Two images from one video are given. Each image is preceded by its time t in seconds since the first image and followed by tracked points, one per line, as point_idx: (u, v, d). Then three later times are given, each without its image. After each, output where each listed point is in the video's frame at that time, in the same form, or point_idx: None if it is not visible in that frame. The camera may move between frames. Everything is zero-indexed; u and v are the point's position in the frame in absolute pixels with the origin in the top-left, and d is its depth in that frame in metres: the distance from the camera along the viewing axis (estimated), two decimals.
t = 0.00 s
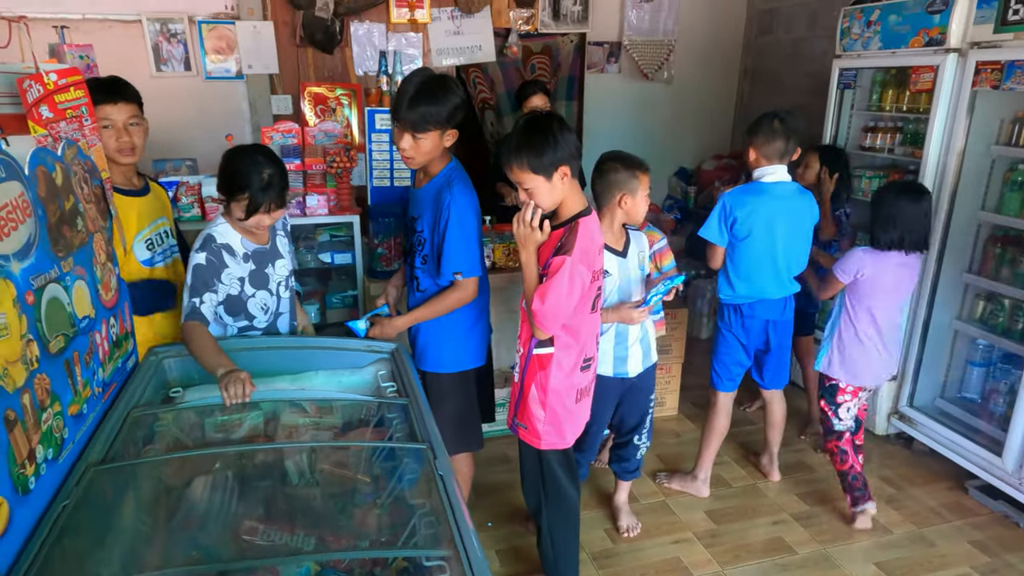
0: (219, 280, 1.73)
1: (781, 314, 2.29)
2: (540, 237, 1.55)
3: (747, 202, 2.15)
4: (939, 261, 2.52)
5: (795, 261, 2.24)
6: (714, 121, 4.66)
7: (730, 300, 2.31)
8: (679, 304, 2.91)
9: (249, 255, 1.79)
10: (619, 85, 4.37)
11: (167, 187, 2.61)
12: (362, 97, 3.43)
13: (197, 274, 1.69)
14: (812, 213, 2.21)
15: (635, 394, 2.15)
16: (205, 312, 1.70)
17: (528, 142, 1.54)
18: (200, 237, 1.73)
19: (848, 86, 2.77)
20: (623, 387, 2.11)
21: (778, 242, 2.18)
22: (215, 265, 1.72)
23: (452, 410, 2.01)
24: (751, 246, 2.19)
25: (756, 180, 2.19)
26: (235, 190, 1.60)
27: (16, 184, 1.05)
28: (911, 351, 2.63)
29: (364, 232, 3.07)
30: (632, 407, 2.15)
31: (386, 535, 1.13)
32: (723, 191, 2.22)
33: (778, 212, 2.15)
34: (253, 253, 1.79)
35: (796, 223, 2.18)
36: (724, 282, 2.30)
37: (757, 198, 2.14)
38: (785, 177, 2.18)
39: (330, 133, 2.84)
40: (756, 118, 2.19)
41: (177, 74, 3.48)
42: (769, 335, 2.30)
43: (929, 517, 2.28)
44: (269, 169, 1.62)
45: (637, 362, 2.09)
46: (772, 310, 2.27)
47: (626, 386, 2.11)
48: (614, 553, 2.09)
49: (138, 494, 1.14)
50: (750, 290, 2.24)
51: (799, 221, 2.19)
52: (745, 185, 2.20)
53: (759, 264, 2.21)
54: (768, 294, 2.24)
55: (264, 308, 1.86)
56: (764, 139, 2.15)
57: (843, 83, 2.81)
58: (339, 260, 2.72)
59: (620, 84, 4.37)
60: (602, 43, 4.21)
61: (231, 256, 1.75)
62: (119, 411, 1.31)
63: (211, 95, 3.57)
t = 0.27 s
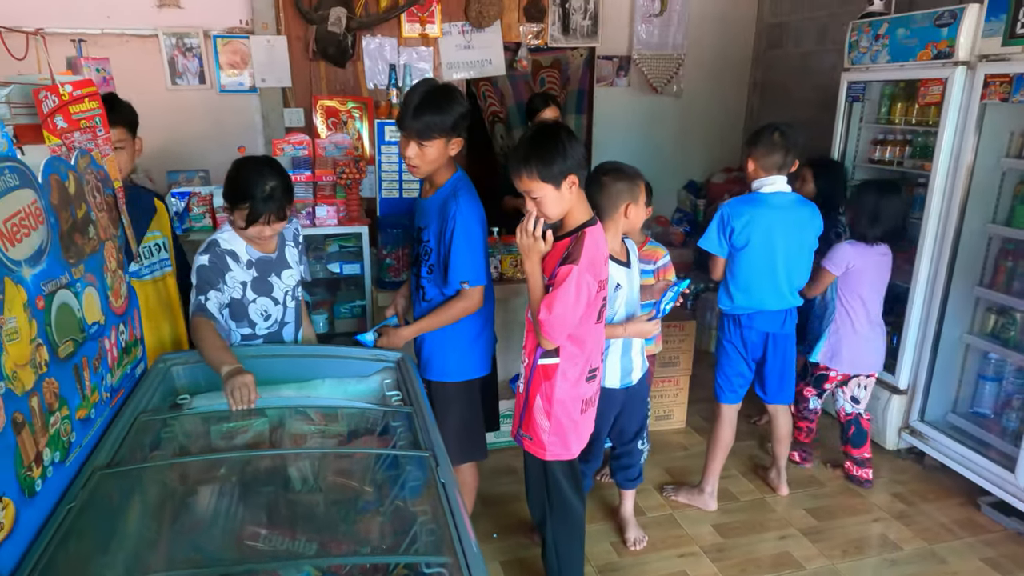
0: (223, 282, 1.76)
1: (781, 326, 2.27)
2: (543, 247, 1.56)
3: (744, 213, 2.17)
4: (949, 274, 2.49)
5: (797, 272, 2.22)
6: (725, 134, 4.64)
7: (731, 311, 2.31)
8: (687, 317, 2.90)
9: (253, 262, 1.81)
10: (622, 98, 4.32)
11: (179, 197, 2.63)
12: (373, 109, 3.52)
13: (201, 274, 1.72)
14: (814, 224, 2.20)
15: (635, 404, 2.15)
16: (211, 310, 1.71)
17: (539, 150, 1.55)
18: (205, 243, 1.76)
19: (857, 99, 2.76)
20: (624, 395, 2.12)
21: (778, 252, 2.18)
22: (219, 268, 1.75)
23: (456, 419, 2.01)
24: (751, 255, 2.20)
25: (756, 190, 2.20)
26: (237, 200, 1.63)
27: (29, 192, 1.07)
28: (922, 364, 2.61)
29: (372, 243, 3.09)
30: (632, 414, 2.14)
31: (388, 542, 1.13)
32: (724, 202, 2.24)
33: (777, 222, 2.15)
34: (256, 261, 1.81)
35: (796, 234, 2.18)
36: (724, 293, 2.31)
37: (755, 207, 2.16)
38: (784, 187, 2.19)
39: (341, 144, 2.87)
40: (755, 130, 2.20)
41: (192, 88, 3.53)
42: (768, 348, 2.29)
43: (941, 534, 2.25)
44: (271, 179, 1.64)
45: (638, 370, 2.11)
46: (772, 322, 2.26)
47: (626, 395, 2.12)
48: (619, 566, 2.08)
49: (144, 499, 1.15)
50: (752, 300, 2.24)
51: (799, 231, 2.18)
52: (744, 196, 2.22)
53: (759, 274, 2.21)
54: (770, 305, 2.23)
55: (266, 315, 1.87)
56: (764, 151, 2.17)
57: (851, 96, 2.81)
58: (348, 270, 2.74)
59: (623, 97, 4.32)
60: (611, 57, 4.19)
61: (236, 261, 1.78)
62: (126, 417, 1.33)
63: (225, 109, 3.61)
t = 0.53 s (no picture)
0: (225, 279, 1.78)
1: (776, 333, 2.26)
2: (542, 249, 1.59)
3: (739, 217, 2.18)
4: (956, 282, 2.48)
5: (794, 277, 2.23)
6: (733, 143, 4.63)
7: (726, 316, 2.30)
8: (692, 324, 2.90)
9: (257, 262, 1.83)
10: (628, 107, 4.32)
11: (188, 203, 2.66)
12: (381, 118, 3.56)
13: (204, 269, 1.76)
14: (808, 228, 2.22)
15: (636, 409, 2.15)
16: (210, 304, 1.75)
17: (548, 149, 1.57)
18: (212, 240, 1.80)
19: (862, 106, 2.76)
20: (624, 400, 2.12)
21: (774, 256, 2.19)
22: (221, 265, 1.78)
23: (457, 421, 2.02)
24: (747, 259, 2.20)
25: (750, 195, 2.22)
26: (240, 197, 1.66)
27: (38, 193, 1.10)
28: (928, 372, 2.59)
29: (379, 248, 3.11)
30: (633, 419, 2.14)
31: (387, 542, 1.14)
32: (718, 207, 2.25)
33: (772, 225, 2.16)
34: (260, 261, 1.83)
35: (792, 237, 2.19)
36: (719, 298, 2.30)
37: (750, 211, 2.17)
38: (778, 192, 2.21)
39: (347, 152, 2.89)
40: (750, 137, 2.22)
41: (203, 96, 3.58)
42: (764, 355, 2.29)
43: (948, 544, 2.22)
44: (271, 177, 1.66)
45: (636, 373, 2.10)
46: (766, 329, 2.26)
47: (626, 399, 2.12)
48: (621, 572, 2.07)
49: (147, 496, 1.17)
50: (748, 306, 2.23)
51: (794, 235, 2.19)
52: (738, 201, 2.23)
53: (756, 278, 2.21)
54: (766, 310, 2.23)
55: (270, 316, 1.88)
56: (759, 157, 2.18)
57: (856, 104, 2.81)
58: (354, 275, 2.76)
59: (630, 106, 4.32)
60: (617, 66, 4.19)
61: (239, 260, 1.80)
62: (131, 415, 1.34)
63: (236, 117, 3.66)
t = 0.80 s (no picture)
0: (222, 277, 1.80)
1: (766, 340, 2.27)
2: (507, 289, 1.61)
3: (732, 224, 2.17)
4: (956, 287, 2.48)
5: (785, 283, 2.23)
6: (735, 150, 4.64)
7: (715, 320, 2.31)
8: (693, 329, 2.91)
9: (256, 262, 1.85)
10: (632, 114, 4.35)
11: (192, 207, 2.69)
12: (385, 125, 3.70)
13: (201, 267, 1.78)
14: (802, 235, 2.21)
15: (639, 414, 2.16)
16: (202, 301, 1.77)
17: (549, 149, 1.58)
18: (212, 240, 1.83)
19: (862, 113, 2.78)
20: (629, 405, 2.12)
21: (766, 263, 2.19)
22: (219, 263, 1.80)
23: (454, 422, 2.03)
24: (740, 266, 2.20)
25: (744, 201, 2.20)
26: (236, 192, 1.69)
27: (42, 193, 1.12)
28: (929, 378, 2.59)
29: (381, 253, 3.13)
30: (637, 426, 2.15)
31: (384, 540, 1.15)
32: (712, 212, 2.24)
33: (765, 233, 2.16)
34: (260, 261, 1.85)
35: (785, 244, 2.18)
36: (711, 303, 2.31)
37: (743, 218, 2.16)
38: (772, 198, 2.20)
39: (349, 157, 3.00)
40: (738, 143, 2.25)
41: (209, 103, 3.62)
42: (754, 360, 2.28)
43: (949, 550, 2.22)
44: (267, 174, 1.69)
45: (643, 381, 2.12)
46: (756, 335, 2.26)
47: (630, 404, 2.12)
48: None
49: (146, 494, 1.18)
50: (738, 312, 2.24)
51: (788, 242, 2.19)
52: (732, 207, 2.22)
53: (748, 284, 2.21)
54: (756, 316, 2.24)
55: (268, 315, 1.90)
56: (744, 161, 2.19)
57: (855, 111, 2.82)
58: (355, 280, 2.78)
59: (633, 114, 4.34)
60: (620, 74, 4.21)
61: (238, 259, 1.82)
62: (133, 413, 1.36)
63: (241, 124, 3.69)
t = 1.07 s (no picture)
0: (216, 277, 1.81)
1: (754, 344, 2.27)
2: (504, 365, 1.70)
3: (720, 228, 2.18)
4: (953, 290, 2.49)
5: (775, 287, 2.23)
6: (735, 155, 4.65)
7: (704, 323, 2.32)
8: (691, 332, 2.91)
9: (253, 262, 1.86)
10: (632, 119, 4.35)
11: (193, 210, 2.72)
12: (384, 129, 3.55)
13: (195, 268, 1.79)
14: (792, 239, 2.21)
15: (651, 418, 2.16)
16: (196, 302, 1.77)
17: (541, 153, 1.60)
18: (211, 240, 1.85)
19: (860, 117, 2.79)
20: (642, 408, 2.12)
21: (756, 267, 2.19)
22: (214, 263, 1.81)
23: (450, 424, 2.04)
24: (729, 269, 2.20)
25: (734, 205, 2.21)
26: (230, 189, 1.71)
27: (42, 194, 1.13)
28: (927, 381, 2.60)
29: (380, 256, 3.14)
30: (647, 431, 2.16)
31: (380, 539, 1.16)
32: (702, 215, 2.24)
33: (755, 236, 2.16)
34: (256, 261, 1.87)
35: (775, 248, 2.18)
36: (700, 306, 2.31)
37: (732, 222, 2.17)
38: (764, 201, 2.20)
39: (349, 161, 3.04)
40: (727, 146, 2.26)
41: (210, 108, 3.64)
42: (741, 365, 2.29)
43: (947, 553, 2.21)
44: (260, 174, 1.71)
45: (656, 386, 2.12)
46: (744, 339, 2.26)
47: (644, 408, 2.12)
48: None
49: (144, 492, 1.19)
50: (727, 315, 2.25)
51: (777, 246, 2.19)
52: (721, 211, 2.22)
53: (737, 287, 2.22)
54: (744, 319, 2.24)
55: (264, 316, 1.91)
56: (734, 163, 2.20)
57: (853, 115, 2.83)
58: (354, 282, 2.79)
59: (633, 119, 4.35)
60: (619, 79, 4.22)
61: (234, 259, 1.84)
62: (131, 412, 1.36)
63: (242, 129, 3.72)
